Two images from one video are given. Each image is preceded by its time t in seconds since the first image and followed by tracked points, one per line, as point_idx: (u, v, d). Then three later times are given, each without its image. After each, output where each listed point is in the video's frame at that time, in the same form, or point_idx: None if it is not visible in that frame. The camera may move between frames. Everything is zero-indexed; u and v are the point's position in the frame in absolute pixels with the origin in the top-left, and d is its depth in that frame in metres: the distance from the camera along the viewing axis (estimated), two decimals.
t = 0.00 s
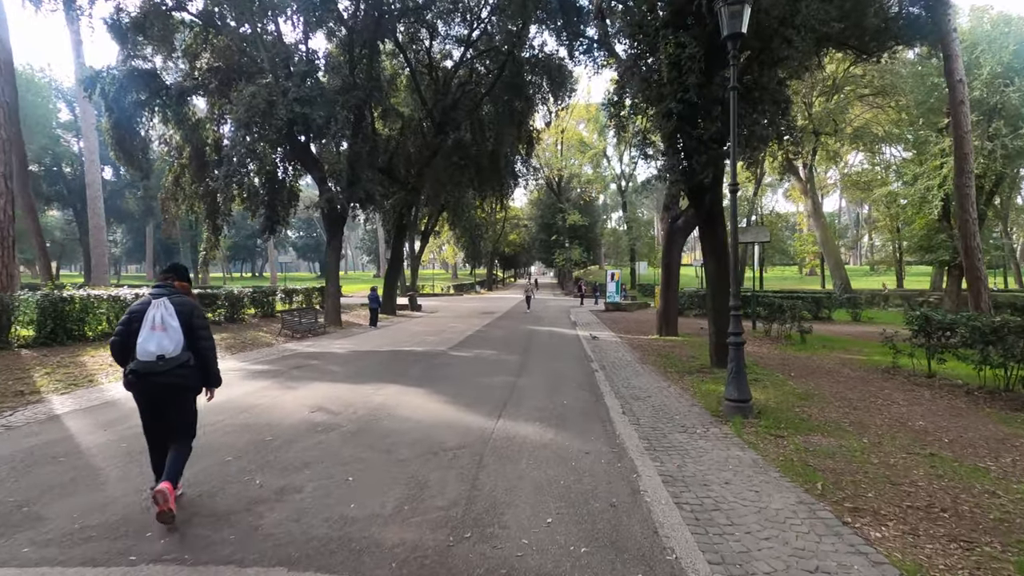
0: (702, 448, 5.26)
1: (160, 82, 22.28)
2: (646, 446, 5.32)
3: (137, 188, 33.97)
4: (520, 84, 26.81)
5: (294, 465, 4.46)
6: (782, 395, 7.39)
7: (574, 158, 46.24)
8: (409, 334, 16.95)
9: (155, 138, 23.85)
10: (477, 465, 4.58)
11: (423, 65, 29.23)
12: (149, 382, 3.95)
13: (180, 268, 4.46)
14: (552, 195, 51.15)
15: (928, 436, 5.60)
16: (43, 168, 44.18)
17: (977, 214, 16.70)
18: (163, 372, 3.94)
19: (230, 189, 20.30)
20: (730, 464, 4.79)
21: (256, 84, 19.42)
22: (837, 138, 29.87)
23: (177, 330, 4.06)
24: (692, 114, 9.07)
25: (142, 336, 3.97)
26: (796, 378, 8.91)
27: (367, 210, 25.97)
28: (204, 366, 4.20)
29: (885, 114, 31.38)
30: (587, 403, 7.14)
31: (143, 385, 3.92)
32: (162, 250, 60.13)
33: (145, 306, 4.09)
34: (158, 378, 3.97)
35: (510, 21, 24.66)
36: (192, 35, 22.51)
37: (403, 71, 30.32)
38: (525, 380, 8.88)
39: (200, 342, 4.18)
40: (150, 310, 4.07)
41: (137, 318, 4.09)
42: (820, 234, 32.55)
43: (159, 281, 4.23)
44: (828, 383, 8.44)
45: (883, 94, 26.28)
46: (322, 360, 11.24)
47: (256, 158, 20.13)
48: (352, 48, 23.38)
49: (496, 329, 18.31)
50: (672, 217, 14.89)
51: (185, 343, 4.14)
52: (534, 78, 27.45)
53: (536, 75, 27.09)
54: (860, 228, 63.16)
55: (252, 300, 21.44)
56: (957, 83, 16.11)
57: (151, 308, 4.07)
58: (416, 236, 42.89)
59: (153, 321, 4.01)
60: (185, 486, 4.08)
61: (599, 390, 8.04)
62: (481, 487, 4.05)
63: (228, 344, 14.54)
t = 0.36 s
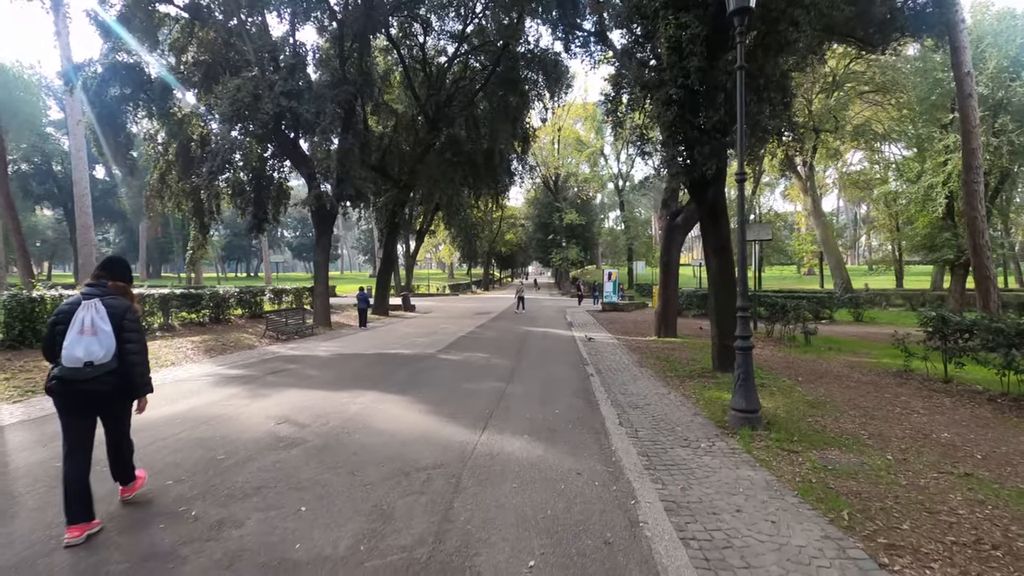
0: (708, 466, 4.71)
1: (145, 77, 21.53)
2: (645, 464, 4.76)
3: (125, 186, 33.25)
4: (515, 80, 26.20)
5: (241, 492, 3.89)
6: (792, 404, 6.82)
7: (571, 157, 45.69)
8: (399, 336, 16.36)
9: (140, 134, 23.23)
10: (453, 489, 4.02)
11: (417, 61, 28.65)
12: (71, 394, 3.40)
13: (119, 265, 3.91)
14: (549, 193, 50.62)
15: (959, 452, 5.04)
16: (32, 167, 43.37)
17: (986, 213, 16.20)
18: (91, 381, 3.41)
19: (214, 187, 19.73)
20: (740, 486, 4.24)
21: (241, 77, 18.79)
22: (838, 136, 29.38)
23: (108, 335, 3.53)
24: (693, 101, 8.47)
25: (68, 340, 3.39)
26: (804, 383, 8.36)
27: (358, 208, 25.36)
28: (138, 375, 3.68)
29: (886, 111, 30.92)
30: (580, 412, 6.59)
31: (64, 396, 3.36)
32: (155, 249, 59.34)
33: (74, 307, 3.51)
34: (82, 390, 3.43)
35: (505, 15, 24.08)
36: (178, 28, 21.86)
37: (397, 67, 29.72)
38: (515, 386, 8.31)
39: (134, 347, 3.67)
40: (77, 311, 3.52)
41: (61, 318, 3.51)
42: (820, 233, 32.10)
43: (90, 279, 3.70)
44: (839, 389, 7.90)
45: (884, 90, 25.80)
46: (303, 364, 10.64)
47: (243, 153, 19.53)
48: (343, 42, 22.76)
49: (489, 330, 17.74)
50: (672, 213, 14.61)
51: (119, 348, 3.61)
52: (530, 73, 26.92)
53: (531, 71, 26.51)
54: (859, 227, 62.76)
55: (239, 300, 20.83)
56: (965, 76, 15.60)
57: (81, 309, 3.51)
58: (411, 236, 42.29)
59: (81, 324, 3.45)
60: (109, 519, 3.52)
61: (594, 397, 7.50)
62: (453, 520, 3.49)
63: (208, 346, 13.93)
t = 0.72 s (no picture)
0: (723, 484, 4.18)
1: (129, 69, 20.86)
2: (651, 482, 4.23)
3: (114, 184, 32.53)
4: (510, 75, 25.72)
5: (186, 519, 3.38)
6: (806, 411, 6.30)
7: (567, 155, 45.17)
8: (390, 336, 15.80)
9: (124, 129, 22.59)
10: (432, 515, 3.49)
11: (410, 56, 28.05)
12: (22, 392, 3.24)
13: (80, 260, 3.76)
14: (545, 192, 50.11)
15: (1000, 467, 4.52)
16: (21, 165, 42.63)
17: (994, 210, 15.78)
18: (43, 377, 3.25)
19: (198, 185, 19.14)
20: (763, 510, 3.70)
21: (227, 69, 18.16)
22: (837, 133, 28.95)
23: (64, 331, 3.38)
24: (697, 88, 7.97)
25: (19, 336, 3.25)
26: (815, 387, 7.85)
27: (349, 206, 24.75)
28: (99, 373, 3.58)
29: (886, 109, 30.55)
30: (579, 420, 6.07)
31: (14, 393, 3.21)
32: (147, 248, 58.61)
33: (27, 300, 3.37)
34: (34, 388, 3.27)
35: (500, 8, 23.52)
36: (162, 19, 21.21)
37: (390, 62, 29.12)
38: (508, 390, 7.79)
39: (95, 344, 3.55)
40: (31, 305, 3.38)
41: (14, 313, 3.36)
42: (818, 232, 31.84)
43: (46, 272, 3.56)
44: (854, 394, 7.39)
45: (884, 87, 25.43)
46: (285, 366, 10.07)
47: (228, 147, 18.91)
48: (332, 35, 22.11)
49: (483, 330, 17.23)
50: (672, 209, 14.26)
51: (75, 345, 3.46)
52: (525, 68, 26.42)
53: (527, 67, 26.01)
54: (857, 228, 62.44)
55: (226, 299, 20.23)
56: (972, 70, 15.11)
57: (34, 303, 3.36)
58: (405, 234, 41.71)
59: (34, 319, 3.30)
60: (26, 553, 3.02)
61: (592, 402, 6.98)
62: (429, 558, 2.96)
63: (189, 347, 13.36)
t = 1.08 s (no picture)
0: (752, 523, 3.61)
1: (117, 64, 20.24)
2: (669, 521, 3.65)
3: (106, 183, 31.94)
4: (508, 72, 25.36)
5: None
6: (833, 429, 5.72)
7: (567, 154, 44.61)
8: (383, 340, 15.23)
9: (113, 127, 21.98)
10: (411, 570, 2.93)
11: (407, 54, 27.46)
12: None
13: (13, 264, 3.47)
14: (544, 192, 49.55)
15: None
16: (15, 164, 42.03)
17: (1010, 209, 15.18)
18: None
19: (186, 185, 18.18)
20: (804, 561, 3.12)
21: (216, 64, 17.56)
22: (842, 131, 28.41)
23: None
24: (710, 76, 7.39)
25: None
26: (836, 399, 7.27)
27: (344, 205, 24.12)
28: (42, 378, 3.46)
29: (891, 106, 30.05)
30: (582, 439, 5.49)
31: None
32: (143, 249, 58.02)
33: None
34: None
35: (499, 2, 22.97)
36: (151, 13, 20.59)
37: (387, 59, 28.52)
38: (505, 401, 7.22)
39: (35, 350, 3.39)
40: None
41: None
42: (822, 232, 31.31)
43: None
44: (879, 407, 6.82)
45: (889, 85, 24.90)
46: (269, 374, 9.51)
47: (217, 144, 18.30)
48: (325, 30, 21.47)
49: (481, 333, 16.66)
50: (676, 207, 13.93)
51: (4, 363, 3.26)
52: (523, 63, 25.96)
53: (526, 64, 25.84)
54: (857, 228, 62.06)
55: (216, 301, 19.66)
56: (987, 63, 14.50)
57: None
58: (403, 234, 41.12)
59: None
60: None
61: (596, 418, 6.39)
62: None
63: (172, 353, 12.78)
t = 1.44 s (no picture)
0: (784, 562, 3.05)
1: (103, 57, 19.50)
2: (687, 561, 3.08)
3: (94, 180, 31.22)
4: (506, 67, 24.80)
5: None
6: (859, 441, 5.18)
7: (565, 153, 44.08)
8: (374, 342, 14.66)
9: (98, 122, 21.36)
10: None
11: (402, 50, 26.92)
12: None
13: None
14: (541, 191, 49.04)
15: None
16: (6, 162, 41.22)
17: None
18: None
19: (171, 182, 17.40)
20: None
21: (202, 55, 16.97)
22: (845, 129, 27.92)
23: None
24: (722, 58, 6.85)
25: None
26: (857, 406, 6.72)
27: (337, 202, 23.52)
28: None
29: (894, 104, 29.62)
30: (581, 455, 4.93)
31: None
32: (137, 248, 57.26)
33: None
34: None
35: None
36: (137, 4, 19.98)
37: (382, 55, 27.94)
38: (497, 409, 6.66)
39: None
40: None
41: None
42: (824, 231, 30.84)
43: None
44: (904, 416, 6.27)
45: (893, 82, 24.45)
46: (247, 378, 8.94)
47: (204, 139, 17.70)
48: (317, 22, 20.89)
49: (476, 334, 16.10)
50: (680, 204, 13.49)
51: None
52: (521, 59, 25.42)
53: (524, 60, 25.35)
54: (856, 228, 61.71)
55: (204, 300, 19.09)
56: (1002, 55, 13.97)
57: None
58: (399, 234, 40.55)
59: None
60: None
61: (596, 428, 5.83)
62: None
63: (151, 355, 12.21)
